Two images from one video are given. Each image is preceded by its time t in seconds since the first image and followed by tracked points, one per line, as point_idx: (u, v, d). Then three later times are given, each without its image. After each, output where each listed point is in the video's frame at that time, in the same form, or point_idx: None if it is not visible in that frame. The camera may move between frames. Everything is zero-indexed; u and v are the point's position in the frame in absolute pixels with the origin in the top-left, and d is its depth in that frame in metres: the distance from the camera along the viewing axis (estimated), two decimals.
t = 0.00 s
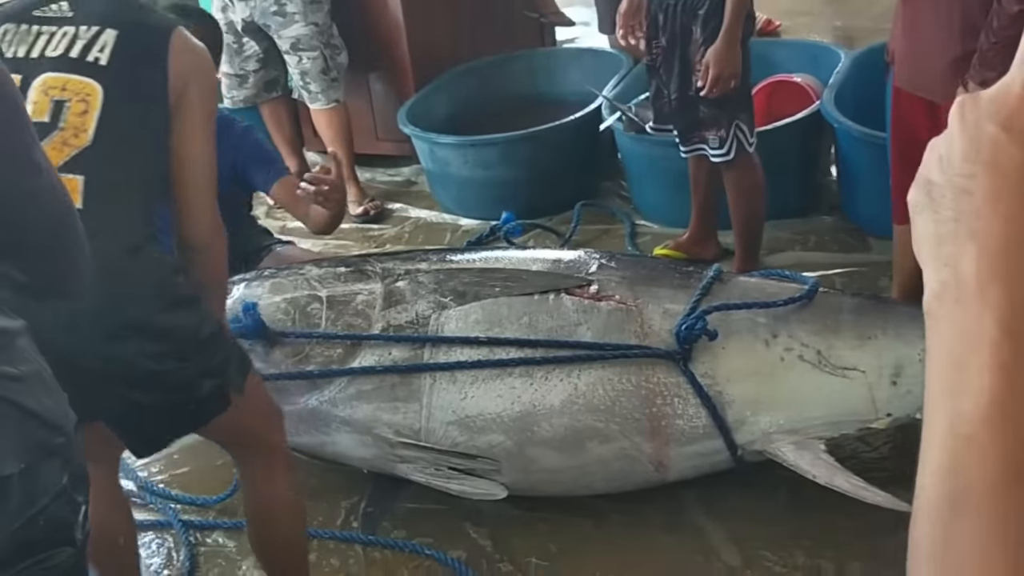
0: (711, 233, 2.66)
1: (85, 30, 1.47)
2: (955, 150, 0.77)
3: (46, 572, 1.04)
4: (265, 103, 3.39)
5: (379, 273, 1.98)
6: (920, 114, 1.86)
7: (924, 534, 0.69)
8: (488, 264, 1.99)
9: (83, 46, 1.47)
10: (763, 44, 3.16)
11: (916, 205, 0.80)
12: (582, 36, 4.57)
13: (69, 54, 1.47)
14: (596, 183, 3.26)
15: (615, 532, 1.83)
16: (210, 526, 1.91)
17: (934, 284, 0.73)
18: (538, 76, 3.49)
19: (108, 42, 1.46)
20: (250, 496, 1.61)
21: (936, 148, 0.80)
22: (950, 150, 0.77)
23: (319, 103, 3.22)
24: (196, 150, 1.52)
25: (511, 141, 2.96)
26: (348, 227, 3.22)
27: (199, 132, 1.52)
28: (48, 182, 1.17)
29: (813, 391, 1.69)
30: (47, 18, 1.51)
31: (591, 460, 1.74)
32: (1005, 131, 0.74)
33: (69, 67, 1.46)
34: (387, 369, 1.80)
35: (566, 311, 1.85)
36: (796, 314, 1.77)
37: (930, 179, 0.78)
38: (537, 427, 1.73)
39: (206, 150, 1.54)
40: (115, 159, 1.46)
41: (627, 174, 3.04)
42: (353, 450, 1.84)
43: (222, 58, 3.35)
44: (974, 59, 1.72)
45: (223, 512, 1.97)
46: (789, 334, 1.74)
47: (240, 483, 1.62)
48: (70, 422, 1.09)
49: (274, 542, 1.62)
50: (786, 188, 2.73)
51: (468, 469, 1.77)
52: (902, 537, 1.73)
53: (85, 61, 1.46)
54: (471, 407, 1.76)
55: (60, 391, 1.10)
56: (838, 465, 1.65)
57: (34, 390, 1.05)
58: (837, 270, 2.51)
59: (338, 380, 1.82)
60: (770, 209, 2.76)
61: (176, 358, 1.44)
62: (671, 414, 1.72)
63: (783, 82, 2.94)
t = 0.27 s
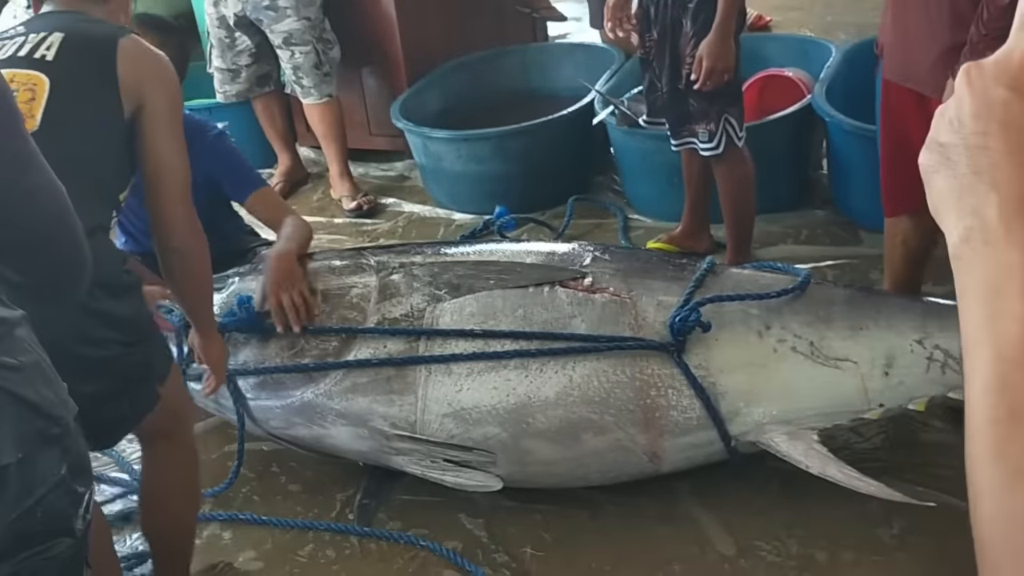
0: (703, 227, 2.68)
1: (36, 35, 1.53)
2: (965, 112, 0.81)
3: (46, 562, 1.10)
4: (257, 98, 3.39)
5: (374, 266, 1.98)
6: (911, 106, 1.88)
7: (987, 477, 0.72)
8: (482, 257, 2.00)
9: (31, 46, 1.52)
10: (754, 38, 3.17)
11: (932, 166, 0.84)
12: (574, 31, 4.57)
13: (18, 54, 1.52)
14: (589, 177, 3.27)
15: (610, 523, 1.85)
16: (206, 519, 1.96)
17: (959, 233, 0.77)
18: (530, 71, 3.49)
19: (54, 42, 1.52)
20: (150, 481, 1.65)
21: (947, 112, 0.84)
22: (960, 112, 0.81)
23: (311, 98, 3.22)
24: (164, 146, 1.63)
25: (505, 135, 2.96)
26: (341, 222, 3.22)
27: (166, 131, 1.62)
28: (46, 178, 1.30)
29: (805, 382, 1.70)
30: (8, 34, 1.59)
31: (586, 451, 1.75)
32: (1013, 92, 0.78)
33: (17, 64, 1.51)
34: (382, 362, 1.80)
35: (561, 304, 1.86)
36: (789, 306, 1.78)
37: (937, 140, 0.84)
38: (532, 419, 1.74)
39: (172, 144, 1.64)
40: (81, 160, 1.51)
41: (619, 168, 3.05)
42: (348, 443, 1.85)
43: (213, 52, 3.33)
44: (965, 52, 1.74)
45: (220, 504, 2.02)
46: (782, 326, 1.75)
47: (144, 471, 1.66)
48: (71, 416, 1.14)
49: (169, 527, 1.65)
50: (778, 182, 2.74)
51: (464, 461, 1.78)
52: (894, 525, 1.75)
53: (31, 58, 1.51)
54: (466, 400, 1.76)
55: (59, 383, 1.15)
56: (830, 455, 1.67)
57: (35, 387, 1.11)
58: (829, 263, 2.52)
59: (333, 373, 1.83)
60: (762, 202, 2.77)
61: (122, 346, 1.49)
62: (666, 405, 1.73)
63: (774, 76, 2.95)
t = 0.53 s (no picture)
0: (699, 220, 2.68)
1: (24, 46, 1.53)
2: (967, 88, 0.85)
3: (50, 553, 1.13)
4: (250, 94, 3.38)
5: (370, 261, 1.98)
6: (905, 100, 1.88)
7: None
8: (478, 252, 2.00)
9: (16, 55, 1.51)
10: (748, 33, 3.17)
11: (936, 143, 0.87)
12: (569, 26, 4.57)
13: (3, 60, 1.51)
14: (584, 171, 3.27)
15: (607, 516, 1.85)
16: (201, 514, 1.97)
17: (976, 208, 0.82)
18: (524, 66, 3.49)
19: (39, 54, 1.51)
20: (137, 478, 1.67)
21: (947, 90, 0.88)
22: (962, 88, 0.85)
23: (305, 93, 3.21)
24: (151, 156, 1.63)
25: (499, 129, 2.96)
26: (336, 217, 3.21)
27: (150, 140, 1.62)
28: (33, 181, 1.27)
29: (800, 374, 1.71)
30: None
31: (583, 445, 1.76)
32: (1015, 66, 0.83)
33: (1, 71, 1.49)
34: (379, 357, 1.80)
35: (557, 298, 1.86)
36: (785, 299, 1.78)
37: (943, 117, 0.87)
38: (529, 412, 1.74)
39: (157, 153, 1.64)
40: (74, 164, 1.53)
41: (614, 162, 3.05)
42: (345, 437, 1.85)
43: (206, 48, 3.32)
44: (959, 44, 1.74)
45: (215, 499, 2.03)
46: (778, 319, 1.75)
47: (130, 468, 1.68)
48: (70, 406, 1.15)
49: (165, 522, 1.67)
50: (772, 175, 2.75)
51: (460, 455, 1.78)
52: (889, 516, 1.77)
53: (15, 66, 1.49)
54: (463, 393, 1.77)
55: (59, 373, 1.15)
56: (827, 447, 1.68)
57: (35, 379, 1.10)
58: (823, 256, 2.53)
59: (330, 367, 1.83)
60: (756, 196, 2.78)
61: (77, 348, 1.47)
62: (662, 398, 1.74)
63: (768, 70, 2.96)
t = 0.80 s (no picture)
0: (695, 214, 2.68)
1: None
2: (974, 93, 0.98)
3: (69, 548, 1.17)
4: (245, 88, 3.37)
5: (367, 256, 1.97)
6: (901, 94, 1.88)
7: None
8: (474, 246, 1.99)
9: None
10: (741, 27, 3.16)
11: (945, 152, 1.01)
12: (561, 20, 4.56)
13: None
14: (579, 166, 3.27)
15: (606, 511, 1.86)
16: (199, 511, 1.96)
17: (1000, 222, 0.93)
18: (519, 61, 3.48)
19: None
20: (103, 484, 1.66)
21: (953, 96, 1.00)
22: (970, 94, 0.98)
23: (299, 88, 3.20)
24: (85, 172, 1.62)
25: (495, 124, 2.95)
26: (332, 212, 3.20)
27: (89, 150, 1.62)
28: (47, 183, 1.27)
29: (798, 368, 1.71)
30: None
31: (581, 439, 1.76)
32: None
33: None
34: (376, 352, 1.80)
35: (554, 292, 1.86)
36: (783, 293, 1.78)
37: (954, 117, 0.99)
38: (527, 407, 1.74)
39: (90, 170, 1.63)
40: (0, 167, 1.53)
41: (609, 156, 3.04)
42: (343, 433, 1.85)
43: (200, 43, 3.30)
44: (956, 38, 1.74)
45: (213, 496, 2.02)
46: (775, 312, 1.75)
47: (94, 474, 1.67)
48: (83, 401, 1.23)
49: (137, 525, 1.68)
50: (767, 169, 2.75)
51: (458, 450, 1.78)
52: (888, 509, 1.77)
53: None
54: (461, 388, 1.76)
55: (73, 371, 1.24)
56: (825, 440, 1.68)
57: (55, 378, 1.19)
58: (819, 249, 2.53)
59: (327, 362, 1.83)
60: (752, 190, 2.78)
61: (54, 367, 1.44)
62: (660, 392, 1.74)
63: (763, 64, 2.95)
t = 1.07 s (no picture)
0: (690, 208, 2.68)
1: None
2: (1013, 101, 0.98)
3: (81, 553, 1.39)
4: (240, 84, 3.36)
5: (363, 252, 1.96)
6: (900, 89, 1.88)
7: None
8: (471, 242, 1.98)
9: None
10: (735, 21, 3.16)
11: (983, 162, 1.01)
12: (555, 15, 4.55)
13: None
14: (573, 160, 3.26)
15: (605, 506, 1.86)
16: (197, 507, 1.96)
17: None
18: (512, 56, 3.46)
19: None
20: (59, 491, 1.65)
21: (989, 106, 1.01)
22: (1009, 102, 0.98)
23: (295, 84, 3.18)
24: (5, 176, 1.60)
25: (490, 119, 2.94)
26: (327, 207, 3.19)
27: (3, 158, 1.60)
28: (60, 198, 1.17)
29: (797, 363, 1.71)
30: None
31: (580, 434, 1.76)
32: None
33: None
34: (374, 348, 1.79)
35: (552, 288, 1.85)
36: (781, 288, 1.78)
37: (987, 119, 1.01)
38: (526, 402, 1.74)
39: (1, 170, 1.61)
40: None
41: (604, 151, 3.04)
42: (341, 429, 1.85)
43: (194, 39, 3.27)
44: (957, 34, 1.74)
45: (210, 492, 2.02)
46: (774, 307, 1.75)
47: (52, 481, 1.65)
48: (102, 412, 1.41)
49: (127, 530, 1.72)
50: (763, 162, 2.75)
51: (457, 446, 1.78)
52: (887, 503, 1.78)
53: None
54: (459, 384, 1.76)
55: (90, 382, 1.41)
56: (824, 435, 1.69)
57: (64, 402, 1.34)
58: (814, 243, 2.53)
59: (324, 358, 1.82)
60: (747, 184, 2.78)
61: None
62: (659, 387, 1.74)
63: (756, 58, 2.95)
